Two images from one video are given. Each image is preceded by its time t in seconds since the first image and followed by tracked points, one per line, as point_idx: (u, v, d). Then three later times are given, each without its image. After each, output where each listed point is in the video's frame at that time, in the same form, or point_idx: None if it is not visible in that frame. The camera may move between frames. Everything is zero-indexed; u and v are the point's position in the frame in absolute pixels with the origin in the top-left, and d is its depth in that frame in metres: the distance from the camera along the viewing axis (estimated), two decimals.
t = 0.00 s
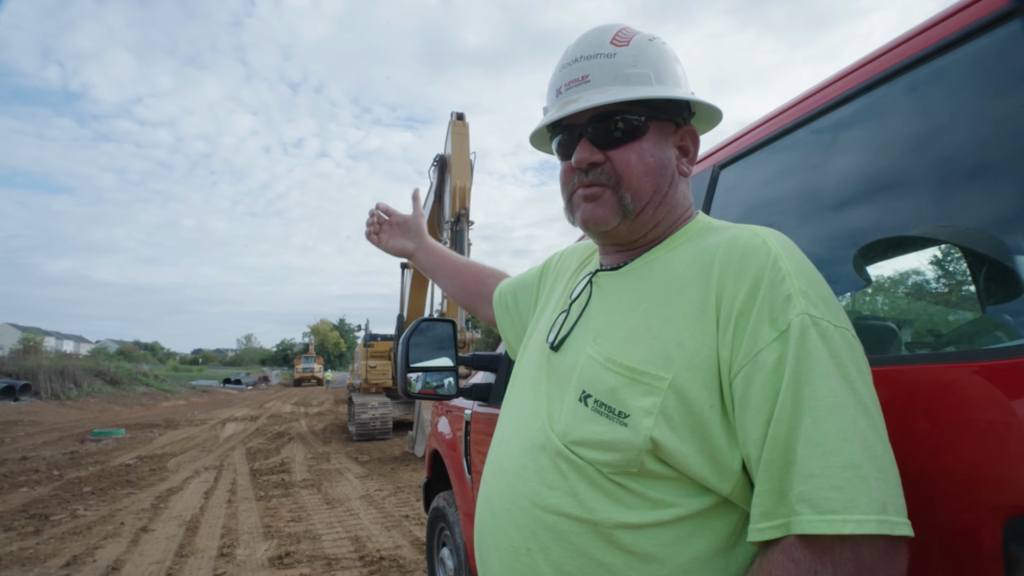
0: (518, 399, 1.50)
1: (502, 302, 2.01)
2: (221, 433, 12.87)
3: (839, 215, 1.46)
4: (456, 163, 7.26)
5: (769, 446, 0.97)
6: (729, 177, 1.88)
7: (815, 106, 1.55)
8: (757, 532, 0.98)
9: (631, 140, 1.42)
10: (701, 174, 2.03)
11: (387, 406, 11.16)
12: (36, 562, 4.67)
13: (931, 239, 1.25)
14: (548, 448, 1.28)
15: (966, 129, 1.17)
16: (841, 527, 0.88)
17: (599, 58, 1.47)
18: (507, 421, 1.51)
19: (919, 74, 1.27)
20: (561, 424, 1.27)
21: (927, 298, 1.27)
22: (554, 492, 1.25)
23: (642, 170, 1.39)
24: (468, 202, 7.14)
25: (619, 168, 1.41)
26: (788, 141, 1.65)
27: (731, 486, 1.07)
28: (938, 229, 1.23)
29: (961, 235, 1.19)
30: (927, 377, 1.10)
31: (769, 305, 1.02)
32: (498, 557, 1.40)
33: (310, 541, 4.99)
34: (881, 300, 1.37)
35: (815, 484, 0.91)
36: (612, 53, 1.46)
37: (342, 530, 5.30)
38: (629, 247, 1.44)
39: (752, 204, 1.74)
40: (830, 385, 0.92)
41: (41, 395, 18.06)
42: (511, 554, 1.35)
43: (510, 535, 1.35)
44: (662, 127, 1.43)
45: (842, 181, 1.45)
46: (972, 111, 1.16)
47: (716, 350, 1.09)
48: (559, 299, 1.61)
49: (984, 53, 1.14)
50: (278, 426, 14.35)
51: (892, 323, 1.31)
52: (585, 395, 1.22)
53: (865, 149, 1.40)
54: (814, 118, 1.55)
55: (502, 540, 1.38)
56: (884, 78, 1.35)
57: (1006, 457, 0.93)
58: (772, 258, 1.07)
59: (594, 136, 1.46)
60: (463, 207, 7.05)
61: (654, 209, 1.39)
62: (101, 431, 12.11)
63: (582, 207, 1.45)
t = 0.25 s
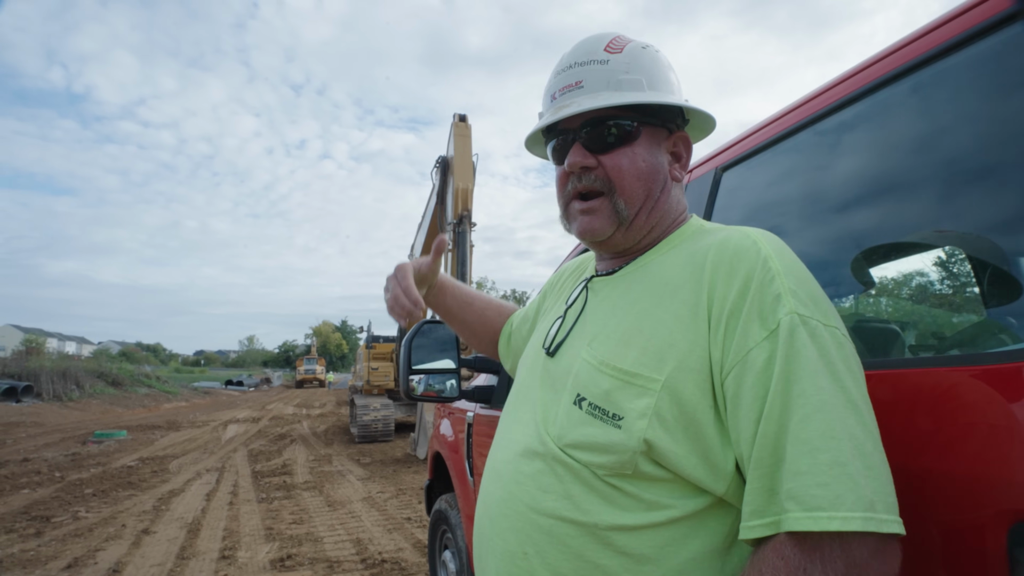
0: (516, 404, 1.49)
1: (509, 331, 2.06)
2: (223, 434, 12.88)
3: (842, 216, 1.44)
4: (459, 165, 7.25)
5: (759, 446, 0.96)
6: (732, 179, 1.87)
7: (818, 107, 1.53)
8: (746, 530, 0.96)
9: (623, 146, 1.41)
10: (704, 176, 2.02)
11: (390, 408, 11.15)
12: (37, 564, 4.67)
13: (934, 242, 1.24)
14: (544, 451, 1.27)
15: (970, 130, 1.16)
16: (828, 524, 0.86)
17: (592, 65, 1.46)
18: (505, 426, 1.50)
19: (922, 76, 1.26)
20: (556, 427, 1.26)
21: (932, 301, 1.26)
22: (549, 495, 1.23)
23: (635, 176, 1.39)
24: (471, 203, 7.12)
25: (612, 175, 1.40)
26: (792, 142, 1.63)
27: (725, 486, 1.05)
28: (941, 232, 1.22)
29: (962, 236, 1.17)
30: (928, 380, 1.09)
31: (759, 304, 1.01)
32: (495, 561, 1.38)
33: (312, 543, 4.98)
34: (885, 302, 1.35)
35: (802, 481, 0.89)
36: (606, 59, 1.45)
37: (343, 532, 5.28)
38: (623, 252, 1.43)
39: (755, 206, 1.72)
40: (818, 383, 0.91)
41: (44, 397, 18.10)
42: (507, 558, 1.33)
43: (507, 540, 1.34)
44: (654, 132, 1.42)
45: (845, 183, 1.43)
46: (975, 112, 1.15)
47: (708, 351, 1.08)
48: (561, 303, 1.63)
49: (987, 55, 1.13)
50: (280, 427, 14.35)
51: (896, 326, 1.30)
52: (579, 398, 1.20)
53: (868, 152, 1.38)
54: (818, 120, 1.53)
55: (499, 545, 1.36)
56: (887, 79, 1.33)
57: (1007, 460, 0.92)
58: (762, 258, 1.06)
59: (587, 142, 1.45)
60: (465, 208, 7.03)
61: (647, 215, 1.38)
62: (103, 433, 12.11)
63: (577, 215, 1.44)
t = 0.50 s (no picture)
0: (515, 404, 1.48)
1: (510, 339, 2.07)
2: (224, 435, 12.87)
3: (842, 217, 1.44)
4: (460, 165, 7.23)
5: (758, 446, 0.95)
6: (731, 179, 1.86)
7: (818, 108, 1.52)
8: (748, 529, 0.96)
9: (625, 145, 1.40)
10: (703, 177, 2.01)
11: (391, 408, 11.14)
12: (38, 565, 4.67)
13: (932, 243, 1.23)
14: (543, 451, 1.27)
15: (970, 130, 1.15)
16: (830, 523, 0.86)
17: (597, 62, 1.45)
18: (504, 426, 1.49)
19: (920, 77, 1.25)
20: (555, 427, 1.25)
21: (930, 301, 1.25)
22: (549, 495, 1.23)
23: (636, 175, 1.38)
24: (472, 204, 7.11)
25: (613, 173, 1.39)
26: (792, 143, 1.62)
27: (724, 485, 1.05)
28: (940, 233, 1.21)
29: (962, 236, 1.17)
30: (923, 381, 1.08)
31: (758, 304, 1.00)
32: (496, 560, 1.38)
33: (313, 543, 4.97)
34: (884, 303, 1.35)
35: (803, 480, 0.88)
36: (610, 57, 1.44)
37: (344, 532, 5.28)
38: (621, 251, 1.43)
39: (755, 206, 1.71)
40: (818, 383, 0.90)
41: (44, 397, 18.10)
42: (508, 557, 1.32)
43: (508, 539, 1.33)
44: (655, 132, 1.42)
45: (844, 183, 1.43)
46: (974, 113, 1.14)
47: (707, 350, 1.07)
48: (558, 304, 1.62)
49: (987, 55, 1.12)
50: (281, 428, 14.34)
51: (894, 326, 1.29)
52: (578, 397, 1.20)
53: (867, 153, 1.37)
54: (817, 121, 1.52)
55: (500, 544, 1.36)
56: (887, 80, 1.32)
57: (1002, 459, 0.91)
58: (760, 258, 1.05)
59: (589, 139, 1.45)
60: (466, 208, 7.02)
61: (646, 214, 1.38)
62: (104, 434, 12.11)
63: (576, 211, 1.44)
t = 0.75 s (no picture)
0: (510, 408, 1.47)
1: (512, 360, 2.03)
2: (221, 435, 12.83)
3: (838, 217, 1.43)
4: (457, 164, 7.22)
5: (759, 455, 0.95)
6: (728, 180, 1.86)
7: (814, 109, 1.52)
8: (749, 538, 0.95)
9: (627, 143, 1.40)
10: (700, 177, 2.01)
11: (388, 407, 11.13)
12: (33, 566, 4.65)
13: (927, 244, 1.23)
14: (540, 458, 1.26)
15: (967, 131, 1.14)
16: (830, 533, 0.85)
17: (600, 57, 1.45)
18: (500, 431, 1.49)
19: (916, 78, 1.25)
20: (553, 434, 1.24)
21: (925, 301, 1.25)
22: (546, 502, 1.22)
23: (638, 173, 1.37)
24: (469, 203, 7.10)
25: (614, 170, 1.39)
26: (788, 144, 1.62)
27: (723, 492, 1.05)
28: (936, 235, 1.21)
29: (958, 237, 1.16)
30: (918, 381, 1.07)
31: (759, 312, 1.00)
32: (491, 565, 1.37)
33: (310, 543, 4.96)
34: (879, 302, 1.35)
35: (804, 490, 0.88)
36: (614, 52, 1.44)
37: (341, 532, 5.27)
38: (620, 249, 1.42)
39: (752, 207, 1.71)
40: (819, 393, 0.90)
41: (40, 397, 18.04)
42: (504, 564, 1.32)
43: (504, 546, 1.32)
44: (657, 131, 1.42)
45: (840, 185, 1.42)
46: (970, 114, 1.13)
47: (707, 358, 1.06)
48: (553, 308, 1.62)
49: (983, 56, 1.11)
50: (278, 427, 14.32)
51: (888, 326, 1.29)
52: (577, 404, 1.19)
53: (863, 154, 1.37)
54: (813, 122, 1.52)
55: (496, 550, 1.35)
56: (883, 81, 1.32)
57: (996, 461, 0.91)
58: (760, 266, 1.05)
59: (590, 136, 1.44)
60: (464, 208, 7.01)
61: (647, 213, 1.37)
62: (100, 433, 12.08)
63: (575, 206, 1.42)
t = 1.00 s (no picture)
0: (506, 412, 1.48)
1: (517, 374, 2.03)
2: (219, 436, 12.80)
3: (835, 218, 1.45)
4: (455, 166, 7.24)
5: (755, 448, 0.96)
6: (726, 180, 1.87)
7: (812, 110, 1.53)
8: (750, 532, 0.96)
9: (608, 146, 1.41)
10: (698, 178, 2.02)
11: (386, 408, 11.12)
12: (30, 566, 4.65)
13: (925, 246, 1.24)
14: (536, 459, 1.27)
15: (965, 132, 1.15)
16: (830, 523, 0.86)
17: (578, 62, 1.47)
18: (496, 435, 1.50)
19: (914, 79, 1.26)
20: (548, 434, 1.25)
21: (923, 303, 1.26)
22: (543, 504, 1.23)
23: (620, 176, 1.38)
24: (467, 204, 7.11)
25: (596, 174, 1.40)
26: (786, 145, 1.63)
27: (720, 486, 1.05)
28: (935, 236, 1.22)
29: (958, 238, 1.17)
30: (917, 382, 1.08)
31: (749, 305, 1.01)
32: (491, 568, 1.38)
33: (307, 544, 4.96)
34: (877, 304, 1.36)
35: (802, 481, 0.89)
36: (592, 57, 1.46)
37: (339, 533, 5.27)
38: (608, 252, 1.43)
39: (750, 208, 1.72)
40: (812, 383, 0.91)
41: (36, 397, 18.01)
42: (504, 568, 1.32)
43: (503, 550, 1.33)
44: (639, 133, 1.43)
45: (839, 186, 1.43)
46: (968, 115, 1.15)
47: (699, 355, 1.07)
48: (547, 309, 1.63)
49: (981, 57, 1.12)
50: (276, 429, 14.30)
51: (886, 327, 1.30)
52: (571, 404, 1.20)
53: (861, 155, 1.38)
54: (811, 123, 1.53)
55: (494, 555, 1.36)
56: (882, 82, 1.33)
57: (997, 462, 0.92)
58: (750, 259, 1.06)
59: (572, 141, 1.45)
60: (462, 209, 7.02)
61: (633, 214, 1.38)
62: (97, 434, 12.06)
63: (561, 212, 1.44)
